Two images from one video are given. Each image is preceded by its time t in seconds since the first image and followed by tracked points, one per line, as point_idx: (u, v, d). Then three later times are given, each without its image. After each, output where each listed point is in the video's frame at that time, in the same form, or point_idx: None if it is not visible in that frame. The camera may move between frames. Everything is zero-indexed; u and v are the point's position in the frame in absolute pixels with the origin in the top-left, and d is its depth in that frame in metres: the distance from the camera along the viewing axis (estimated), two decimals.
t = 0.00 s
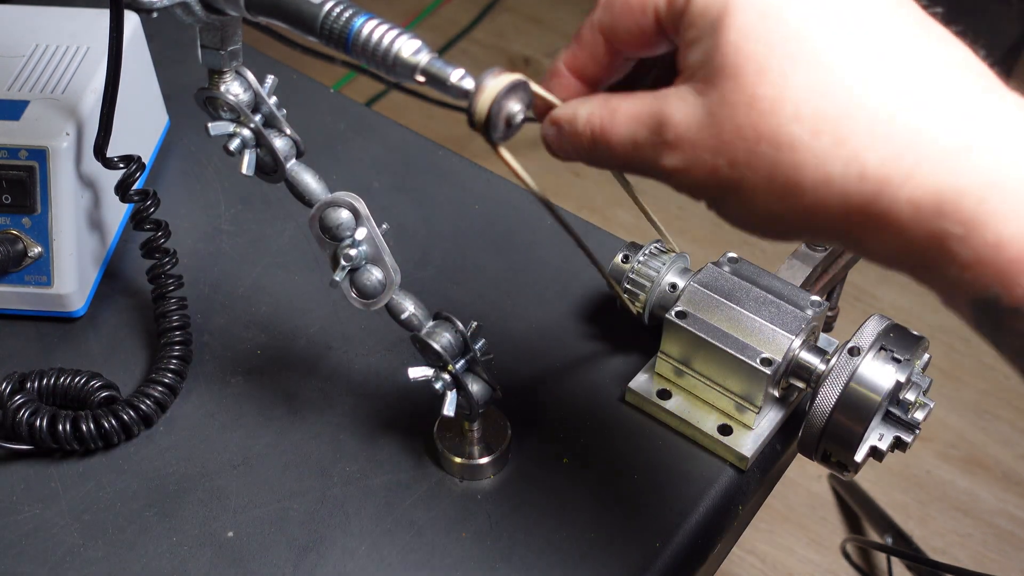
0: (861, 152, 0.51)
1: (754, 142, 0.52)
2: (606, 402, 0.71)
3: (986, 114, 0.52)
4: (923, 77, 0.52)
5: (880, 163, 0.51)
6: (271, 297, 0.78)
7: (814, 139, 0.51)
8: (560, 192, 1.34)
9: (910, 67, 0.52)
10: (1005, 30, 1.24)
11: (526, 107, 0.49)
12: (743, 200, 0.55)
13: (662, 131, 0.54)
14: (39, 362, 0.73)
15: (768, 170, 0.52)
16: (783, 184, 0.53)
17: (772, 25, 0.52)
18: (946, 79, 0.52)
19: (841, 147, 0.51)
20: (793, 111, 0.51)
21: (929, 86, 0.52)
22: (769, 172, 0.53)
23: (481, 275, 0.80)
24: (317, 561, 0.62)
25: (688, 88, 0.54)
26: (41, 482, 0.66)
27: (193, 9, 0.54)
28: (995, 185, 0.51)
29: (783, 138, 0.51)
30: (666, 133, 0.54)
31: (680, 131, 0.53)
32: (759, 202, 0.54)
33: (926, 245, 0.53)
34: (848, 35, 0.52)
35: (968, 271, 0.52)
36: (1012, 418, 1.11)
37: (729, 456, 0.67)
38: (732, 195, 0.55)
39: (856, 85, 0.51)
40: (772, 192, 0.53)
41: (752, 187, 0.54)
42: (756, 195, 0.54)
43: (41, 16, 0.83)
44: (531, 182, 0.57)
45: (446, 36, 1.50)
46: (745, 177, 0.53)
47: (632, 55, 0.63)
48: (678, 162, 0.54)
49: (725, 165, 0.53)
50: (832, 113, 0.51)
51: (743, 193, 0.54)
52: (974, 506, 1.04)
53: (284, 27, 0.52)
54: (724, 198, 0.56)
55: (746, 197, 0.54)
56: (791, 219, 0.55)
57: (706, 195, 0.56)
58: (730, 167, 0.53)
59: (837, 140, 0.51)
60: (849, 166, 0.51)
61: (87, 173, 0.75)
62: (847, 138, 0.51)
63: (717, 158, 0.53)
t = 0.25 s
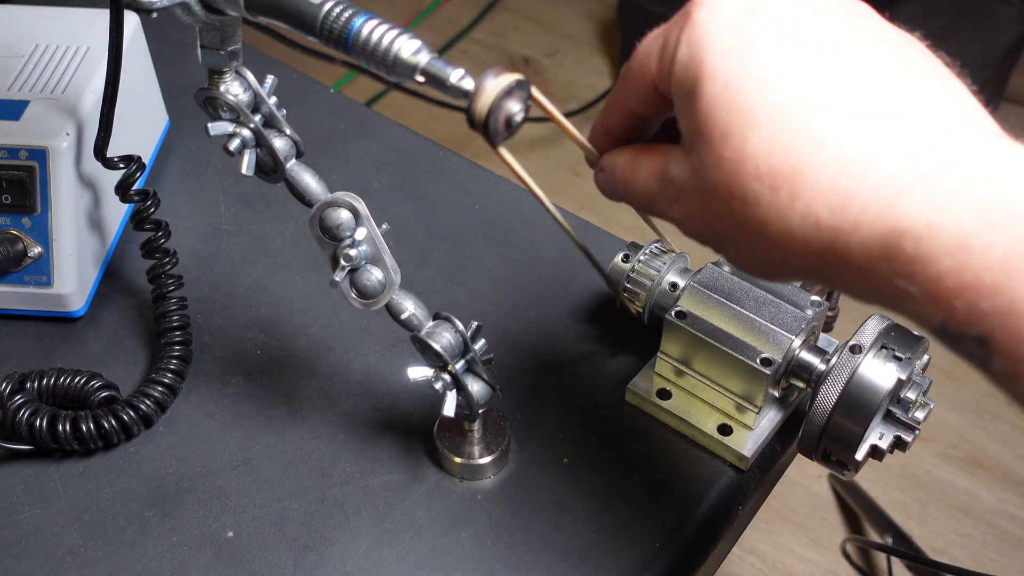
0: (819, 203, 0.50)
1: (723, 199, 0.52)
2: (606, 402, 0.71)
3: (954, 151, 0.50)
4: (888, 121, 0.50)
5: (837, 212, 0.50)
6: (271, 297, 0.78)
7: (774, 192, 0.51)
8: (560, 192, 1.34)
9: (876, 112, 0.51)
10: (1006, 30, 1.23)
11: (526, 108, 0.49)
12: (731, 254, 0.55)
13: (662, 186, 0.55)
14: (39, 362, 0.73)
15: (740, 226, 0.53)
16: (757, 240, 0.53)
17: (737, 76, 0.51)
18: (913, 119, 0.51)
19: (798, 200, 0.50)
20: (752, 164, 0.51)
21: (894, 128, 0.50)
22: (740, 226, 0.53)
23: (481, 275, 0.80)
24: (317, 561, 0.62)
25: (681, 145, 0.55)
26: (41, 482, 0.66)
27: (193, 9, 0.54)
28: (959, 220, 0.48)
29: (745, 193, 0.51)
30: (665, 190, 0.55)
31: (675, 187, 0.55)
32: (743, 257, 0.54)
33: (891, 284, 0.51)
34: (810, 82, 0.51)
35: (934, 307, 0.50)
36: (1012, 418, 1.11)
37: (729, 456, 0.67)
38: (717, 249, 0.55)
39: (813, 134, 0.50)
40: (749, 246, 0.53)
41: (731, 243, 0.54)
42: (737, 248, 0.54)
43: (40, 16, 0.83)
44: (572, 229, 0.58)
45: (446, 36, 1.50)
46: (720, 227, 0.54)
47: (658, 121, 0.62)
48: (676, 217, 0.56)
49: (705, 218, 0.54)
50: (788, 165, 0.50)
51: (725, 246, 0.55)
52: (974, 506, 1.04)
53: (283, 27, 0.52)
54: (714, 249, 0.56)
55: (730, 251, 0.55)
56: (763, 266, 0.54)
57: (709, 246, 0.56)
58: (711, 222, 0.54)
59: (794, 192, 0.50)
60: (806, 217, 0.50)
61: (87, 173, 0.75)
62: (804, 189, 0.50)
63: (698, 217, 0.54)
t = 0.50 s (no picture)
0: (814, 230, 0.47)
1: (714, 222, 0.49)
2: (606, 402, 0.71)
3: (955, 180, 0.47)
4: (890, 144, 0.47)
5: (836, 240, 0.47)
6: (271, 297, 0.78)
7: (768, 216, 0.48)
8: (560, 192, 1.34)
9: (878, 133, 0.47)
10: (1006, 30, 1.23)
11: (526, 108, 0.49)
12: (712, 273, 0.52)
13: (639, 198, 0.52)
14: (39, 362, 0.73)
15: (725, 250, 0.50)
16: (743, 264, 0.50)
17: (733, 89, 0.48)
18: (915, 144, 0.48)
19: (793, 225, 0.47)
20: (747, 188, 0.48)
21: (898, 156, 0.47)
22: (724, 249, 0.50)
23: (481, 275, 0.80)
24: (317, 561, 0.62)
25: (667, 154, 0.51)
26: (41, 482, 0.66)
27: (193, 9, 0.54)
28: (954, 253, 0.46)
29: (738, 214, 0.48)
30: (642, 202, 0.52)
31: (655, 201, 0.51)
32: (725, 279, 0.52)
33: (881, 312, 0.48)
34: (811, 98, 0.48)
35: (924, 340, 0.48)
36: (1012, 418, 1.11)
37: (729, 456, 0.67)
38: (699, 267, 0.52)
39: (812, 156, 0.47)
40: (734, 270, 0.51)
41: (716, 264, 0.51)
42: (721, 271, 0.51)
43: (40, 16, 0.83)
44: (549, 210, 0.56)
45: (446, 36, 1.50)
46: (705, 247, 0.51)
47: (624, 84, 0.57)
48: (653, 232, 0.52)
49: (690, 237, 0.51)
50: (784, 191, 0.47)
51: (709, 265, 0.51)
52: (974, 506, 1.04)
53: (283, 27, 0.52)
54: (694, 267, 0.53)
55: (710, 269, 0.52)
56: (752, 291, 0.52)
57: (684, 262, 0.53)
58: (693, 243, 0.51)
59: (790, 216, 0.47)
60: (801, 243, 0.48)
61: (87, 173, 0.75)
62: (800, 215, 0.47)
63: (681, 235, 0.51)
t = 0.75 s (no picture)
0: (780, 245, 0.48)
1: (695, 235, 0.50)
2: (606, 402, 0.71)
3: (923, 199, 0.47)
4: (861, 164, 0.48)
5: (802, 256, 0.48)
6: (271, 297, 0.78)
7: (738, 232, 0.49)
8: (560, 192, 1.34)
9: (854, 154, 0.48)
10: (1005, 30, 1.23)
11: (526, 108, 0.49)
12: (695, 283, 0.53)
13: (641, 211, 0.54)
14: (39, 362, 0.73)
15: (704, 260, 0.51)
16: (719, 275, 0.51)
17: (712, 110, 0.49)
18: (888, 167, 0.48)
19: (760, 241, 0.48)
20: (718, 204, 0.49)
21: (870, 175, 0.47)
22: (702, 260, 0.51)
23: (481, 275, 0.80)
24: (316, 561, 0.62)
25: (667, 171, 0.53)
26: (41, 482, 0.66)
27: (193, 9, 0.54)
28: (910, 268, 0.46)
29: (712, 228, 0.49)
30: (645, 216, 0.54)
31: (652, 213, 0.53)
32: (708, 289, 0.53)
33: (841, 326, 0.48)
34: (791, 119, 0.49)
35: (879, 349, 0.48)
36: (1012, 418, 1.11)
37: (730, 457, 0.67)
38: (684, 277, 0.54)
39: (781, 173, 0.48)
40: (713, 281, 0.51)
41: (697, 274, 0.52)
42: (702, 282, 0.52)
43: (40, 16, 0.83)
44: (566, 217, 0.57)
45: (446, 36, 1.50)
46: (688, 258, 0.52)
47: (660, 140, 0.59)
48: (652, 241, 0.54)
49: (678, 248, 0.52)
50: (753, 207, 0.48)
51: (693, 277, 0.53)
52: (974, 506, 1.04)
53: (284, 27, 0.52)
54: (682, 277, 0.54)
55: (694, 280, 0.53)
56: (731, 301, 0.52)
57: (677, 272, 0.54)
58: (681, 252, 0.52)
59: (758, 232, 0.48)
60: (766, 259, 0.48)
61: (87, 173, 0.75)
62: (768, 230, 0.48)
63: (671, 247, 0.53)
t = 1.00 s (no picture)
0: (773, 220, 0.48)
1: (681, 207, 0.50)
2: (606, 401, 0.71)
3: (922, 179, 0.47)
4: (852, 134, 0.48)
5: (794, 233, 0.48)
6: (271, 297, 0.78)
7: (729, 205, 0.48)
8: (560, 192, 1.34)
9: (845, 124, 0.48)
10: (1005, 30, 1.23)
11: (526, 107, 0.49)
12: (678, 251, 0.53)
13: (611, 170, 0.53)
14: (39, 361, 0.73)
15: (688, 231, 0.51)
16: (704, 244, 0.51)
17: (703, 78, 0.48)
18: (882, 142, 0.48)
19: (752, 215, 0.48)
20: (707, 173, 0.48)
21: (862, 148, 0.47)
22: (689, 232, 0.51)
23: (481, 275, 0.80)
24: (316, 562, 0.62)
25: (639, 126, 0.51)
26: (41, 482, 0.66)
27: (193, 9, 0.54)
28: (913, 246, 0.46)
29: (700, 200, 0.49)
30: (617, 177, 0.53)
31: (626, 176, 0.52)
32: (689, 255, 0.52)
33: (841, 308, 0.48)
34: (782, 93, 0.48)
35: (890, 340, 0.47)
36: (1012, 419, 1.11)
37: (729, 456, 0.67)
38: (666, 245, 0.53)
39: (776, 150, 0.47)
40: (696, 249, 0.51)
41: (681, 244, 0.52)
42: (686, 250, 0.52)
43: (40, 16, 0.83)
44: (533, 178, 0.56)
45: (446, 36, 1.50)
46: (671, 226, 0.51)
47: (615, 80, 0.57)
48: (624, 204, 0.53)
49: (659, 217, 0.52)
50: (745, 179, 0.48)
51: (676, 245, 0.52)
52: (974, 506, 1.04)
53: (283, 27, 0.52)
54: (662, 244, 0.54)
55: (677, 248, 0.53)
56: (715, 271, 0.52)
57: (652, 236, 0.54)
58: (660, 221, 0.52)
59: (751, 207, 0.48)
60: (760, 233, 0.48)
61: (87, 174, 0.75)
62: (761, 205, 0.48)
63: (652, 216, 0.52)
